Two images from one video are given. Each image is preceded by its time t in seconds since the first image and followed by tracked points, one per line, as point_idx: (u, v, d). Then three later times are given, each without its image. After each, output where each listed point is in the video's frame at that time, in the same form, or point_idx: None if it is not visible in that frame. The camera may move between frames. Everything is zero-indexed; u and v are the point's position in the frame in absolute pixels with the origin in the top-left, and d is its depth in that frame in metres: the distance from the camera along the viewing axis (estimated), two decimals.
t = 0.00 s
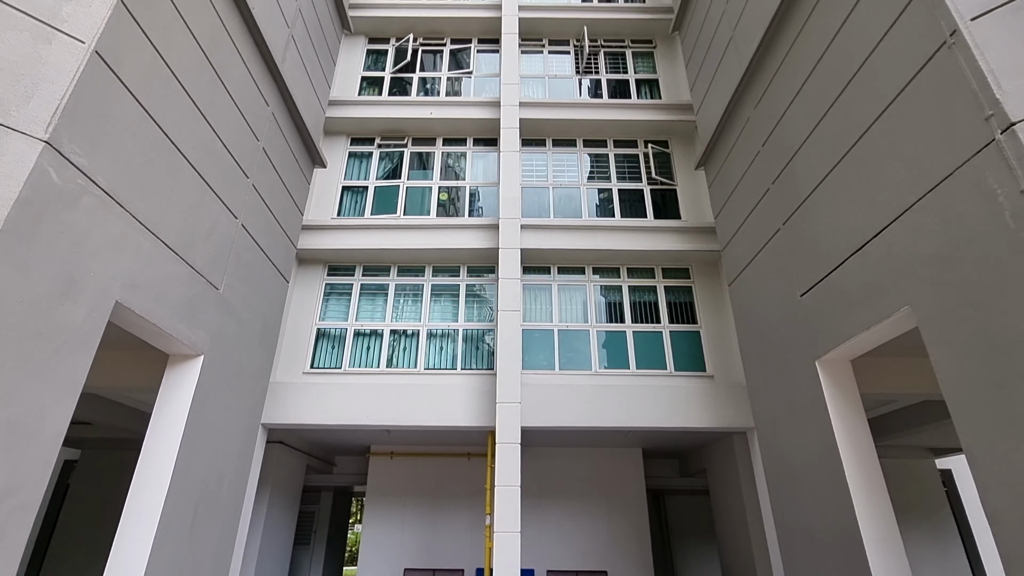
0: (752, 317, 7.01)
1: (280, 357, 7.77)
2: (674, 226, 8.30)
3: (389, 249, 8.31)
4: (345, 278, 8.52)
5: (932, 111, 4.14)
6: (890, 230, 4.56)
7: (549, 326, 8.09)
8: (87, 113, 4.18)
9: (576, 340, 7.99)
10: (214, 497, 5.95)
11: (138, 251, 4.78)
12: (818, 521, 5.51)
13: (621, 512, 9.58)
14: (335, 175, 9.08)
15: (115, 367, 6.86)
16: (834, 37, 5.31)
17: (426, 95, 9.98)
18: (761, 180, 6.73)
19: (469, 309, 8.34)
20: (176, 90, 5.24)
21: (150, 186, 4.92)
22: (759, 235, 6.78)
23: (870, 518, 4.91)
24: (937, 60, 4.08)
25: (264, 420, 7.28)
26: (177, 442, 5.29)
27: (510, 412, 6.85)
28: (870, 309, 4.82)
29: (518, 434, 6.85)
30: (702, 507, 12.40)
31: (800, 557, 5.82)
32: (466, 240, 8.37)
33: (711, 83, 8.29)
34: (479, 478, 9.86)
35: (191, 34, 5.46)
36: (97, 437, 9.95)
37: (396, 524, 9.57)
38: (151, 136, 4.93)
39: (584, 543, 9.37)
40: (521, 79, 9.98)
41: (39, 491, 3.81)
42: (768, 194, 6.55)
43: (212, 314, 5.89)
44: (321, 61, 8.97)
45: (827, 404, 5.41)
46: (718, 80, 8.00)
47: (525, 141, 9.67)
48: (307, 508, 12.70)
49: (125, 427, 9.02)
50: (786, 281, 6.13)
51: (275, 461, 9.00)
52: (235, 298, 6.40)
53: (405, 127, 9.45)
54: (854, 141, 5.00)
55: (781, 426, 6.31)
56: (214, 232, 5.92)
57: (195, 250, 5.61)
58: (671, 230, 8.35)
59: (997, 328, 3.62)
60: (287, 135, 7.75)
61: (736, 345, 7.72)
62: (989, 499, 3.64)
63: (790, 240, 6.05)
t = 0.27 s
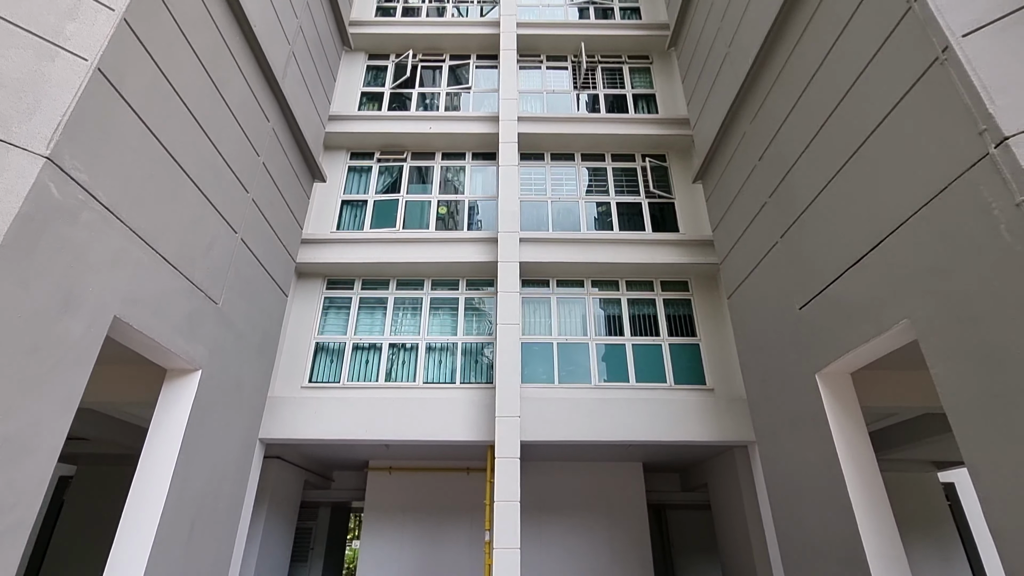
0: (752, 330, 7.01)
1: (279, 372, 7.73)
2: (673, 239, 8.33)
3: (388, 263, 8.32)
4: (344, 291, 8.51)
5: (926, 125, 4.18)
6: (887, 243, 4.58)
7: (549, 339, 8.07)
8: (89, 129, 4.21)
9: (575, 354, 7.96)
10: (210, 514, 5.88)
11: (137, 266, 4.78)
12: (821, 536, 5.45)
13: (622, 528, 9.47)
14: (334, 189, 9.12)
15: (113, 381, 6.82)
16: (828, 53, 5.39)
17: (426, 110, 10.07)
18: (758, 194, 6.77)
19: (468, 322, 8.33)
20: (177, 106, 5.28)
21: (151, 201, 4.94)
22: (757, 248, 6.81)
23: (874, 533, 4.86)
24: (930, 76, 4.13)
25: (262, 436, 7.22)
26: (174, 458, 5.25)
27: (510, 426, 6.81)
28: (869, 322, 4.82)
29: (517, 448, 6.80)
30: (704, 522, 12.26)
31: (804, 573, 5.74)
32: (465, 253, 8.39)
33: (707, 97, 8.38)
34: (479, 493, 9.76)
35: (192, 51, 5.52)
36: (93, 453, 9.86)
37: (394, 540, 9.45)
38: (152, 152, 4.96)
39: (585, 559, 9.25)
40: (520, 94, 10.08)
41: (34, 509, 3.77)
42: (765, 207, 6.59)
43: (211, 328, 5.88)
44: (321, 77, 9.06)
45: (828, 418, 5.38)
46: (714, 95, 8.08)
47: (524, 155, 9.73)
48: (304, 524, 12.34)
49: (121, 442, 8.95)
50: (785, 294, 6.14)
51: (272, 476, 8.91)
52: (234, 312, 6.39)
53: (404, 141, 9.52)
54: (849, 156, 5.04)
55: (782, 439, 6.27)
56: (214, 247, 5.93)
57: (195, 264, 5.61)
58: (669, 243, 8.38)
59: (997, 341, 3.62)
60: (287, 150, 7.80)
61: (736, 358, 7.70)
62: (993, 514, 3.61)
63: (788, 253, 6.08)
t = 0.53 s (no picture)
0: (750, 342, 7.00)
1: (276, 385, 7.68)
2: (671, 251, 8.35)
3: (387, 275, 8.33)
4: (342, 304, 8.50)
5: (920, 139, 4.22)
6: (884, 255, 4.60)
7: (547, 351, 8.05)
8: (89, 142, 4.23)
9: (574, 366, 7.94)
10: (206, 529, 5.81)
11: (135, 279, 4.78)
12: (822, 550, 5.40)
13: (622, 542, 9.37)
14: (333, 201, 9.15)
15: (109, 395, 6.78)
16: (822, 68, 5.45)
17: (424, 123, 10.15)
18: (755, 206, 6.81)
19: (466, 334, 8.31)
20: (177, 119, 5.31)
21: (150, 214, 4.96)
22: (754, 259, 6.83)
23: (875, 546, 4.82)
24: (924, 89, 4.18)
25: (259, 450, 7.16)
26: (170, 472, 5.20)
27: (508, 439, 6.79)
28: (867, 333, 4.83)
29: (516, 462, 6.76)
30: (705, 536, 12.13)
31: None
32: (464, 265, 8.40)
33: (703, 111, 8.46)
34: (477, 506, 9.67)
35: (193, 65, 5.57)
36: (88, 466, 9.76)
37: (392, 555, 9.32)
38: (152, 166, 4.98)
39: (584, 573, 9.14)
40: (518, 107, 10.17)
41: (27, 525, 3.73)
42: (763, 219, 6.62)
43: (208, 341, 5.87)
44: (321, 91, 9.14)
45: (828, 430, 5.36)
46: (711, 108, 8.16)
47: (522, 168, 9.79)
48: (301, 539, 11.92)
49: (116, 455, 8.87)
50: (783, 306, 6.15)
51: (269, 490, 8.82)
52: (232, 325, 6.38)
53: (403, 154, 9.58)
54: (845, 168, 5.08)
55: (782, 451, 6.24)
56: (212, 260, 5.94)
57: (193, 277, 5.61)
58: (667, 254, 8.41)
59: (996, 351, 3.63)
60: (287, 163, 7.84)
61: (735, 369, 7.68)
62: (996, 526, 3.59)
63: (785, 265, 6.10)
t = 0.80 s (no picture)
0: (749, 355, 7.00)
1: (273, 399, 7.63)
2: (668, 265, 8.39)
3: (385, 288, 8.33)
4: (340, 317, 8.49)
5: (914, 155, 4.27)
6: (880, 269, 4.62)
7: (546, 365, 8.03)
8: (89, 157, 4.25)
9: (573, 379, 7.92)
10: (200, 546, 5.73)
11: (133, 293, 4.77)
12: (824, 566, 5.35)
13: (622, 558, 9.26)
14: (332, 215, 9.18)
15: (104, 409, 6.73)
16: (816, 85, 5.53)
17: (423, 138, 10.23)
18: (752, 220, 6.86)
19: (465, 348, 8.29)
20: (178, 135, 5.35)
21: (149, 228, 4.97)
22: (752, 273, 6.86)
23: (877, 562, 4.77)
24: (917, 106, 4.23)
25: (255, 465, 7.10)
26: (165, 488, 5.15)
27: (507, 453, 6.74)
28: (865, 347, 4.84)
29: (514, 476, 6.70)
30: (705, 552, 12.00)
31: None
32: (463, 278, 8.42)
33: (700, 126, 8.54)
34: (475, 522, 9.57)
35: (194, 81, 5.62)
36: (81, 482, 9.65)
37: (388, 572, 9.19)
38: (152, 180, 5.00)
39: None
40: (516, 122, 10.26)
41: (19, 543, 3.67)
42: (759, 233, 6.67)
43: (206, 355, 5.84)
44: (321, 106, 9.22)
45: (828, 445, 5.34)
46: (707, 123, 8.24)
47: (520, 182, 9.85)
48: (297, 556, 11.64)
49: (111, 471, 8.77)
50: (781, 320, 6.16)
51: (265, 505, 8.72)
52: (230, 339, 6.36)
53: (402, 168, 9.64)
54: (840, 183, 5.12)
55: (782, 466, 6.20)
56: (211, 274, 5.94)
57: (191, 291, 5.60)
58: (664, 268, 8.43)
59: (994, 366, 3.63)
60: (286, 177, 7.88)
61: (734, 383, 7.66)
62: (998, 543, 3.56)
63: (783, 279, 6.12)
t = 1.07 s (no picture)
0: (749, 371, 6.98)
1: (271, 415, 7.59)
2: (667, 280, 8.41)
3: (385, 304, 8.34)
4: (340, 333, 8.48)
5: (909, 173, 4.32)
6: (878, 286, 4.64)
7: (546, 381, 8.01)
8: (93, 175, 4.28)
9: (573, 395, 7.88)
10: (196, 566, 5.66)
11: (133, 309, 4.78)
12: None
13: None
14: (333, 230, 9.22)
15: (101, 426, 6.68)
16: (812, 104, 5.61)
17: (424, 154, 10.32)
18: (750, 236, 6.89)
19: (464, 364, 8.27)
20: (181, 152, 5.40)
21: (150, 245, 4.99)
22: (751, 289, 6.87)
23: None
24: (910, 125, 4.28)
25: (252, 482, 7.03)
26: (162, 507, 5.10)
27: (506, 470, 6.69)
28: (865, 364, 4.83)
29: (514, 494, 6.64)
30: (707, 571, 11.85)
31: None
32: (462, 294, 8.44)
33: (698, 143, 8.63)
34: (474, 540, 9.46)
35: (198, 100, 5.69)
36: (76, 499, 9.54)
37: None
38: (154, 197, 5.03)
39: None
40: (515, 139, 10.36)
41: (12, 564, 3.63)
42: (758, 249, 6.70)
43: (204, 371, 5.82)
44: (322, 123, 9.32)
45: (829, 462, 5.31)
46: (705, 140, 8.33)
47: (520, 198, 9.91)
48: None
49: (106, 488, 8.68)
50: (780, 336, 6.16)
51: (261, 524, 8.62)
52: (229, 355, 6.35)
53: (402, 184, 9.71)
54: (837, 200, 5.16)
55: (784, 483, 6.15)
56: (211, 290, 5.95)
57: (191, 308, 5.61)
58: (664, 283, 8.45)
59: (994, 382, 3.63)
60: (287, 194, 7.93)
61: (734, 399, 7.63)
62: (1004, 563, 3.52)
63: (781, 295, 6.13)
